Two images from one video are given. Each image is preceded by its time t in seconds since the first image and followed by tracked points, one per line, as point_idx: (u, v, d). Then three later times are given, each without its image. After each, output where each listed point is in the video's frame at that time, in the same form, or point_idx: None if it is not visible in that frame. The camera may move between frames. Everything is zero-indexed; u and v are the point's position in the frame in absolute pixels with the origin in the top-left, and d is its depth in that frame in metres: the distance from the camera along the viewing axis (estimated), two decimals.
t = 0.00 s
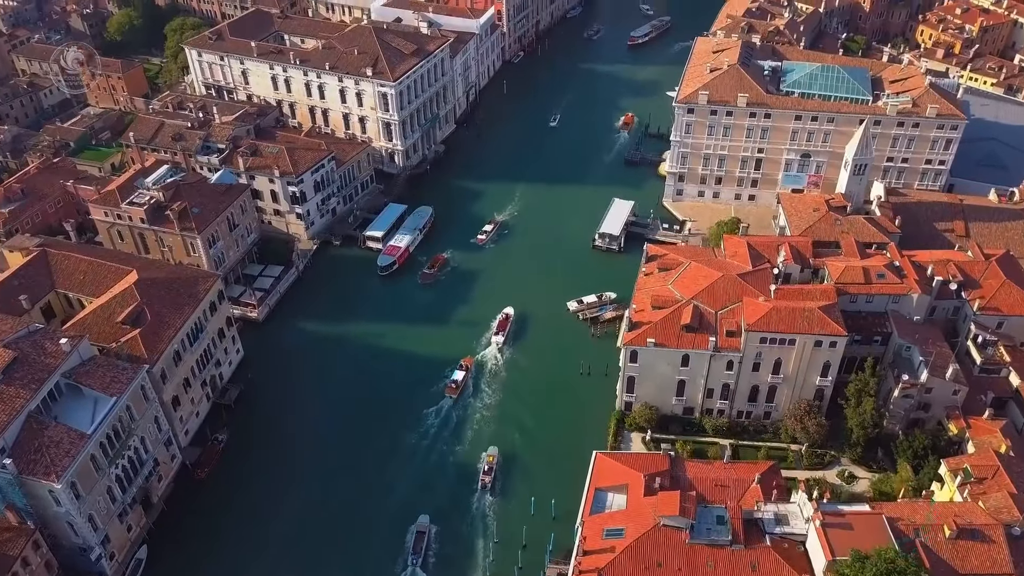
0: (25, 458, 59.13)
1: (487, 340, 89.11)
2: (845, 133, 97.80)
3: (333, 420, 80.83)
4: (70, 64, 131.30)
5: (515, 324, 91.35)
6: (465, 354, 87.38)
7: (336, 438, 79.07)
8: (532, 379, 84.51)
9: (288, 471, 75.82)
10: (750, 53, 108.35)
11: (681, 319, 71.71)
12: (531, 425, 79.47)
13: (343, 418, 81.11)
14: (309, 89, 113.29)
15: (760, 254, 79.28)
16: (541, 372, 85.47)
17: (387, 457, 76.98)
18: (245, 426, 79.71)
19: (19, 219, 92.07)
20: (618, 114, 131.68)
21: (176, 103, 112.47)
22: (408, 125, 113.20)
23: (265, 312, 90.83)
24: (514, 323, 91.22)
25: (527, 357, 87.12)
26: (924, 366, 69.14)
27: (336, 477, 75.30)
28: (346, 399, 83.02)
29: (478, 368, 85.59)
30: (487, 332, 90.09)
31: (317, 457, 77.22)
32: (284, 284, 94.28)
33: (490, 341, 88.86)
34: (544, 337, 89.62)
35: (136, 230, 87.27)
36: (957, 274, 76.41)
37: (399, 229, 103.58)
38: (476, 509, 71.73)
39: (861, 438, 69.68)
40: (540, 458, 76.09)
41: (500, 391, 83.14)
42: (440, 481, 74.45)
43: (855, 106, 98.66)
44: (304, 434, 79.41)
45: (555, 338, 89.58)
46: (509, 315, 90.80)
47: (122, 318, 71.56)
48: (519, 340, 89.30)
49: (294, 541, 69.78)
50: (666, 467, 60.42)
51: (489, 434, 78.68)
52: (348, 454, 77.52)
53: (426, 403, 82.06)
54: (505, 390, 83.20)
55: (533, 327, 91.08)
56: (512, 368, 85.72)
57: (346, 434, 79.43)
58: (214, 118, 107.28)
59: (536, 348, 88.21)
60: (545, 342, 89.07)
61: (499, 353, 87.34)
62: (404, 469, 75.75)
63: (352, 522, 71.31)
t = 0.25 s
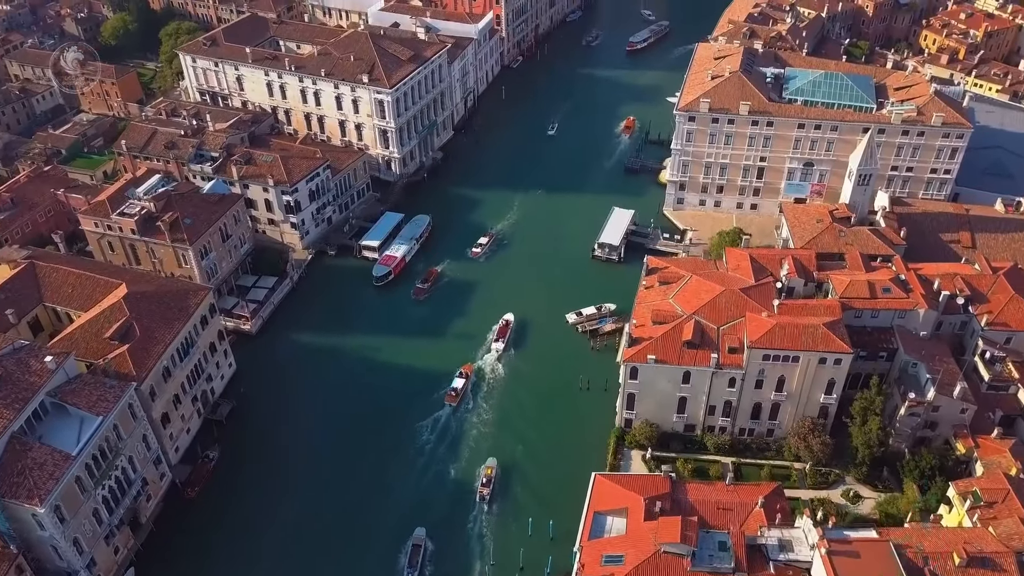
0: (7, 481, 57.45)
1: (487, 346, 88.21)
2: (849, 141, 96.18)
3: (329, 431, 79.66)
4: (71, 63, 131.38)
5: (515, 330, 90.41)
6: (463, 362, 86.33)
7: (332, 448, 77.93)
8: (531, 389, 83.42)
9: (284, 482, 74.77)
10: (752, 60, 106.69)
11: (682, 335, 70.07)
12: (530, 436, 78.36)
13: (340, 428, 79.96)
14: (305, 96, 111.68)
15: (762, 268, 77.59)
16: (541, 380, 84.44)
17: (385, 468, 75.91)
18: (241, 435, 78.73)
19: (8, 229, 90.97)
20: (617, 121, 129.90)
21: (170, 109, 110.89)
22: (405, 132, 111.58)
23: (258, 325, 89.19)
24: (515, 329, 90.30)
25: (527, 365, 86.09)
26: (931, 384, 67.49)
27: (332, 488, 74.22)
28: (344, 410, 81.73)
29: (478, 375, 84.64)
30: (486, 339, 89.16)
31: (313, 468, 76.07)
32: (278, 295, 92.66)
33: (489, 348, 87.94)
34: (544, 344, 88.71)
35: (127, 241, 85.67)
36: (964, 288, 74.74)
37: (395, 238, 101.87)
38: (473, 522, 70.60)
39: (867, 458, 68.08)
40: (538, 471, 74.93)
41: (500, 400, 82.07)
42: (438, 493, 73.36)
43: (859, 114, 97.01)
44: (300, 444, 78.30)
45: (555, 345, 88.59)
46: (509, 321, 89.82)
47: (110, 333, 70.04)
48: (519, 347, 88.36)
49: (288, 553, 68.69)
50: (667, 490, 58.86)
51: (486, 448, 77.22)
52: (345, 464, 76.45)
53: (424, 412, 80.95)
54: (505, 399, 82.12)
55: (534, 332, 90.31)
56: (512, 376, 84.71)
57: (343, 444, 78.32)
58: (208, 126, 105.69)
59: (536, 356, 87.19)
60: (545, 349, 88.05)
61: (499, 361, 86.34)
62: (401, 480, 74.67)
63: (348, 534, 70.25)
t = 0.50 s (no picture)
0: None
1: (487, 353, 87.39)
2: (853, 150, 94.55)
3: (326, 441, 78.60)
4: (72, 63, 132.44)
5: (516, 336, 89.60)
6: (464, 369, 85.53)
7: (329, 458, 76.87)
8: (532, 399, 82.32)
9: (279, 492, 73.80)
10: (754, 66, 105.02)
11: (684, 352, 68.38)
12: (530, 448, 77.23)
13: (337, 438, 78.91)
14: (300, 103, 110.04)
15: (766, 282, 75.88)
16: (541, 390, 83.41)
17: (382, 479, 74.90)
18: (234, 449, 77.44)
19: None
20: (617, 129, 127.93)
21: (163, 116, 109.24)
22: (402, 139, 109.94)
23: (251, 338, 87.55)
24: (515, 336, 89.49)
25: (527, 374, 85.09)
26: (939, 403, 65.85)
27: (328, 500, 73.15)
28: (341, 421, 80.60)
29: (478, 383, 83.80)
30: (486, 347, 88.31)
31: (309, 479, 75.04)
32: (272, 308, 91.00)
33: (490, 355, 87.07)
34: (544, 352, 87.78)
35: (117, 253, 84.00)
36: (973, 303, 73.03)
37: (392, 247, 100.25)
38: (470, 534, 69.51)
39: (873, 479, 66.44)
40: (537, 483, 73.82)
41: (500, 410, 81.04)
42: (435, 504, 72.30)
43: (864, 122, 95.29)
44: (296, 455, 77.30)
45: (556, 353, 87.56)
46: (509, 328, 88.92)
47: (98, 350, 68.36)
48: (519, 355, 87.47)
49: (282, 566, 67.69)
50: (669, 515, 57.25)
51: (484, 463, 75.75)
52: (341, 475, 75.46)
53: (422, 424, 79.72)
54: (505, 409, 81.10)
55: (534, 338, 89.53)
56: (512, 385, 83.77)
57: (339, 455, 77.24)
58: (201, 134, 104.03)
59: (537, 365, 86.21)
60: (546, 358, 87.01)
61: (499, 369, 85.40)
62: (398, 492, 73.52)
63: (343, 546, 69.19)
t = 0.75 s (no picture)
0: None
1: (487, 363, 86.36)
2: (858, 162, 92.62)
3: (322, 454, 77.28)
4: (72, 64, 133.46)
5: (516, 345, 88.59)
6: (464, 379, 84.47)
7: (323, 475, 75.29)
8: (532, 410, 81.00)
9: (272, 509, 72.27)
10: (757, 75, 103.05)
11: (686, 374, 66.37)
12: (529, 464, 75.57)
13: (333, 450, 77.65)
14: (295, 112, 108.11)
15: (770, 299, 73.90)
16: (541, 401, 82.15)
17: (379, 491, 73.69)
18: (225, 468, 75.66)
19: None
20: (616, 139, 125.62)
21: (155, 125, 107.27)
22: (398, 149, 107.98)
23: (243, 354, 85.57)
24: (516, 345, 88.45)
25: (528, 384, 83.85)
26: (949, 428, 63.95)
27: (322, 512, 71.86)
28: (336, 434, 79.20)
29: (479, 394, 82.63)
30: (486, 356, 87.22)
31: (304, 492, 73.78)
32: (264, 323, 89.02)
33: (489, 364, 86.02)
34: (545, 361, 86.63)
35: (105, 267, 82.01)
36: (982, 323, 70.99)
37: (388, 259, 98.20)
38: (466, 551, 68.05)
39: (881, 505, 64.49)
40: (536, 500, 72.22)
41: (499, 421, 79.80)
42: (431, 517, 71.08)
43: (869, 133, 93.22)
44: (292, 467, 76.08)
45: (556, 363, 86.36)
46: (509, 338, 87.72)
47: (82, 371, 66.35)
48: (520, 364, 86.35)
49: None
50: (670, 547, 55.42)
51: (481, 480, 74.09)
52: (336, 491, 73.90)
53: (417, 441, 77.89)
54: (504, 420, 79.87)
55: (535, 347, 88.43)
56: (512, 396, 82.55)
57: (334, 468, 75.93)
58: (194, 144, 102.05)
59: (538, 374, 85.01)
60: (546, 368, 85.75)
61: (499, 379, 84.27)
62: (393, 509, 71.93)
63: (337, 559, 68.05)
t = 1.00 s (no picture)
0: None
1: (488, 371, 85.23)
2: (862, 172, 90.92)
3: (318, 464, 76.20)
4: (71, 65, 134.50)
5: (517, 353, 87.51)
6: (466, 386, 83.64)
7: (318, 490, 73.91)
8: (532, 420, 79.91)
9: (265, 525, 70.94)
10: (759, 83, 101.32)
11: (688, 394, 64.57)
12: (528, 479, 74.20)
13: (331, 459, 76.66)
14: (290, 120, 106.38)
15: (774, 316, 72.11)
16: (542, 410, 81.04)
17: (376, 501, 72.75)
18: (218, 484, 74.24)
19: None
20: (616, 149, 123.06)
21: (147, 133, 105.55)
22: (395, 157, 106.24)
23: (235, 370, 83.80)
24: (517, 352, 87.32)
25: (529, 393, 82.72)
26: (958, 450, 62.21)
27: (318, 523, 70.93)
28: (333, 445, 78.04)
29: (480, 403, 81.48)
30: (486, 364, 86.06)
31: (301, 502, 72.81)
32: (257, 337, 87.25)
33: (490, 372, 84.90)
34: (547, 369, 85.56)
35: (94, 281, 80.21)
36: (992, 340, 69.09)
37: (384, 271, 96.41)
38: (462, 569, 66.71)
39: (888, 529, 62.73)
40: (534, 516, 70.88)
41: (500, 430, 78.74)
42: (429, 528, 70.19)
43: (873, 142, 91.65)
44: (288, 479, 74.93)
45: (557, 371, 85.24)
46: (510, 345, 86.66)
47: (68, 391, 64.52)
48: (521, 372, 85.25)
49: None
50: None
51: (478, 496, 72.63)
52: (331, 506, 72.54)
53: (413, 458, 76.28)
54: (505, 429, 78.80)
55: (538, 355, 87.33)
56: (513, 404, 81.48)
57: (331, 478, 74.88)
58: (186, 153, 100.33)
59: (539, 382, 83.93)
60: (547, 377, 84.56)
61: (499, 387, 83.17)
62: (389, 526, 70.55)
63: None
